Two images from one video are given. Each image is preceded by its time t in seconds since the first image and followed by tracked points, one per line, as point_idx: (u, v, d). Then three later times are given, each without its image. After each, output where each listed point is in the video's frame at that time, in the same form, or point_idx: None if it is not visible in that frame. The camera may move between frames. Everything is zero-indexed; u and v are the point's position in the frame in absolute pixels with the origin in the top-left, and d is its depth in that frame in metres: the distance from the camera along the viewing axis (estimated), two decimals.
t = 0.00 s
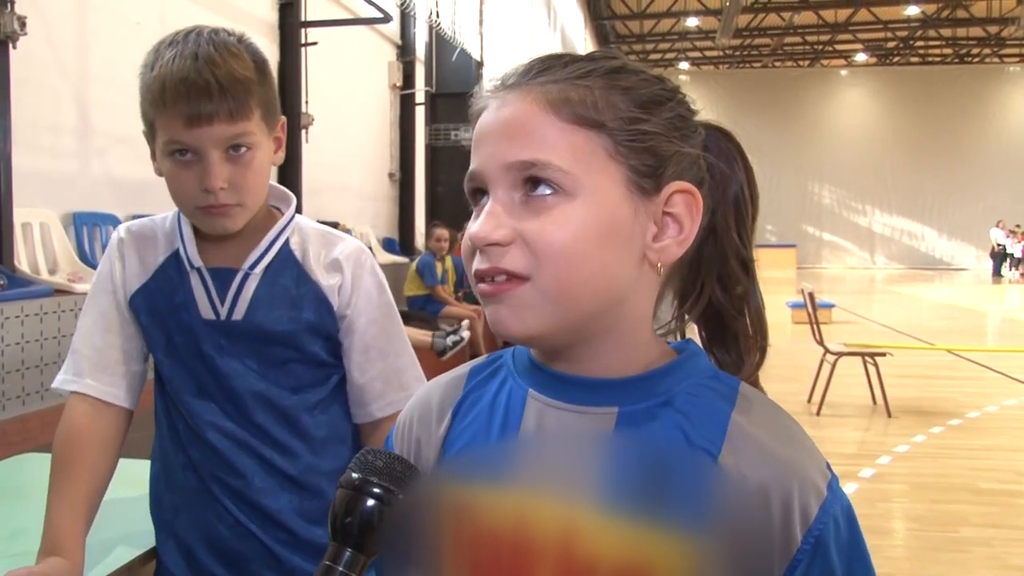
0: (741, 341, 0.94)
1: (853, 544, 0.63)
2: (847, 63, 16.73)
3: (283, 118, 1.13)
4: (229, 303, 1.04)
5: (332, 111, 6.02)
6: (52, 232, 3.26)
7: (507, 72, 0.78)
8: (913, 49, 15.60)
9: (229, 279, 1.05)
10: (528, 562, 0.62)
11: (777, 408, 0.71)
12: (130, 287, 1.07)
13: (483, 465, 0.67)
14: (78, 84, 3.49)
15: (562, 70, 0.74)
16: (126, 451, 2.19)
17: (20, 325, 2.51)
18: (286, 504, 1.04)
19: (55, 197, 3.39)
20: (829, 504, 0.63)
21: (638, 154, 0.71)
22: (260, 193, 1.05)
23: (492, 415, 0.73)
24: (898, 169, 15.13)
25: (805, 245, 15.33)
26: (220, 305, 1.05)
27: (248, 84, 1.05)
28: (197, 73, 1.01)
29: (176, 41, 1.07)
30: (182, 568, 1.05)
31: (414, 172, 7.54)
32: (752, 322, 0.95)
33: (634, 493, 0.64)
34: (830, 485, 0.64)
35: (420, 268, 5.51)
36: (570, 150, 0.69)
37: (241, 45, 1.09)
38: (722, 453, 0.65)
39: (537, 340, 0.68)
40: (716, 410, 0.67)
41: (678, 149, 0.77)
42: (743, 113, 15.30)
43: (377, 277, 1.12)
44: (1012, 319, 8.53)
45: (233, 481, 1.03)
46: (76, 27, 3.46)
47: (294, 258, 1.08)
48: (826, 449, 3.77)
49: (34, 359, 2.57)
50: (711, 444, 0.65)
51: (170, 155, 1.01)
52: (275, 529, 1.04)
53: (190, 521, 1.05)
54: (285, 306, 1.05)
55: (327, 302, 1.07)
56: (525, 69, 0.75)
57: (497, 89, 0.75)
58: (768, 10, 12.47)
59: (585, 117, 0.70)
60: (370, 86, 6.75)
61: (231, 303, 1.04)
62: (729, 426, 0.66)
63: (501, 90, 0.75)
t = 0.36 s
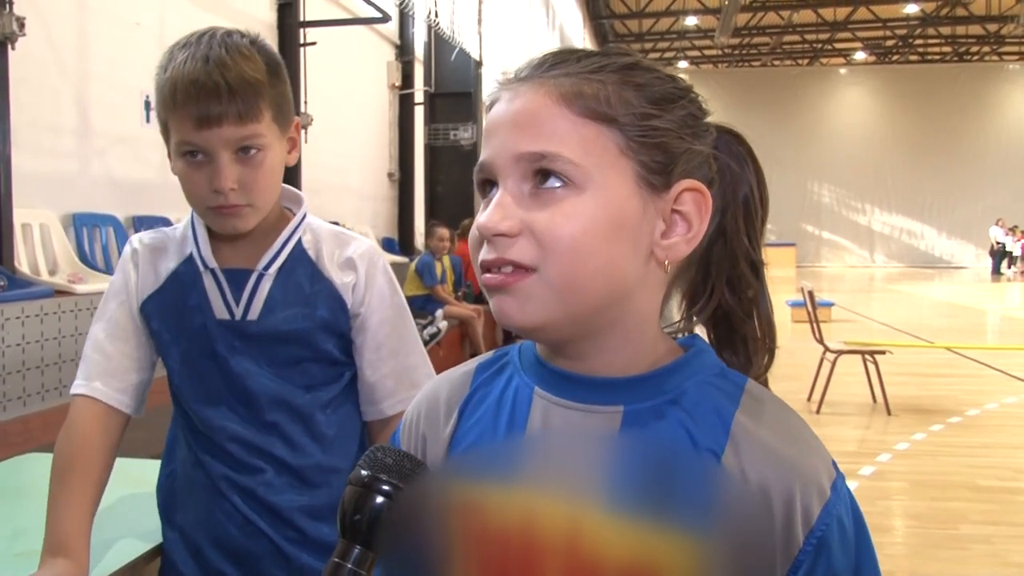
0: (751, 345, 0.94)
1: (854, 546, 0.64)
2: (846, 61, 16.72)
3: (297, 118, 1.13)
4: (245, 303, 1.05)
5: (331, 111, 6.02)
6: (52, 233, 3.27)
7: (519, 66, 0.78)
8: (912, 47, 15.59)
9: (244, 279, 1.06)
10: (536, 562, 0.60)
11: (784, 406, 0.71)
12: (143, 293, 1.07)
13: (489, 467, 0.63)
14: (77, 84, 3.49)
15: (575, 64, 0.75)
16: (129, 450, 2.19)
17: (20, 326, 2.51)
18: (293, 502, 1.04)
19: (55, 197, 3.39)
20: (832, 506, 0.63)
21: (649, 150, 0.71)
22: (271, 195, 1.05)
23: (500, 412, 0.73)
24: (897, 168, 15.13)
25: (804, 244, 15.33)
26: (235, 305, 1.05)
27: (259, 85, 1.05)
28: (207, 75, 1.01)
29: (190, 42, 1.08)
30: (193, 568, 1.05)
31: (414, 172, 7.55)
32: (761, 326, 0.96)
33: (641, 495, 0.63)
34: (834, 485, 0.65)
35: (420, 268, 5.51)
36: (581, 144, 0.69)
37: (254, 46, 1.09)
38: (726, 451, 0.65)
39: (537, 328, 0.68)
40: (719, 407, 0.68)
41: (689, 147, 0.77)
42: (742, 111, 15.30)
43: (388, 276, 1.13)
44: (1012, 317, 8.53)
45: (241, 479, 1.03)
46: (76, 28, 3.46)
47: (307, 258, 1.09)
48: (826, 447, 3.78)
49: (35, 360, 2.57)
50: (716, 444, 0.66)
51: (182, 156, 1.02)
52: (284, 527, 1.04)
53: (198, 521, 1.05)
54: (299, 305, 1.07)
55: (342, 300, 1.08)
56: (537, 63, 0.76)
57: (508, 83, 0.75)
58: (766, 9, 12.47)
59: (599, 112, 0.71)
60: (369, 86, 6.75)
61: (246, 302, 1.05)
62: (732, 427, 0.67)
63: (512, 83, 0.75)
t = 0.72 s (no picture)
0: (759, 347, 0.94)
1: (860, 553, 0.65)
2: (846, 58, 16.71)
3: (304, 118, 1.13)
4: (250, 299, 1.05)
5: (331, 110, 6.02)
6: (51, 233, 3.27)
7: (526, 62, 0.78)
8: (912, 44, 15.58)
9: (250, 275, 1.06)
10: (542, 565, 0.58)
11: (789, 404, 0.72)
12: (149, 292, 1.07)
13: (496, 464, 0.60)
14: (77, 84, 3.49)
15: (583, 59, 0.74)
16: (131, 450, 2.19)
17: (21, 325, 2.51)
18: (296, 499, 1.04)
19: (55, 197, 3.38)
20: (840, 505, 0.64)
21: (655, 146, 0.71)
22: (276, 196, 1.05)
23: (504, 412, 0.73)
24: (896, 165, 15.13)
25: (804, 242, 15.34)
26: (241, 301, 1.05)
27: (262, 87, 1.04)
28: (210, 78, 1.01)
29: (195, 45, 1.08)
30: (196, 566, 1.05)
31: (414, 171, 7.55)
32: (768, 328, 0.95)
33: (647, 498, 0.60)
34: (842, 484, 0.66)
35: (420, 268, 5.52)
36: (587, 137, 0.69)
37: (258, 49, 1.09)
38: (735, 447, 0.65)
39: (543, 333, 0.67)
40: (726, 407, 0.68)
41: (695, 145, 0.77)
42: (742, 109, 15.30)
43: (393, 274, 1.13)
44: (1013, 315, 8.53)
45: (245, 476, 1.03)
46: (75, 27, 3.46)
47: (312, 256, 1.09)
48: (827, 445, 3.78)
49: (35, 359, 2.57)
50: (725, 442, 0.66)
51: (188, 158, 1.02)
52: (287, 525, 1.04)
53: (202, 518, 1.05)
54: (305, 302, 1.07)
55: (347, 298, 1.08)
56: (543, 58, 0.75)
57: (514, 77, 0.75)
58: (766, 7, 12.46)
59: (605, 106, 0.71)
60: (369, 84, 6.75)
61: (252, 298, 1.05)
62: (740, 425, 0.67)
63: (517, 78, 0.75)
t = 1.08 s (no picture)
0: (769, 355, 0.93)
1: (866, 529, 0.64)
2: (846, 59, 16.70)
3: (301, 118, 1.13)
4: (250, 298, 1.05)
5: (331, 110, 6.02)
6: (52, 233, 3.27)
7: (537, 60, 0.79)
8: (912, 46, 15.57)
9: (249, 275, 1.06)
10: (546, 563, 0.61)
11: (790, 385, 0.72)
12: (148, 293, 1.07)
13: (501, 457, 0.63)
14: (78, 84, 3.49)
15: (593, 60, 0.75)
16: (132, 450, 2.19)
17: (22, 325, 2.51)
18: (296, 499, 1.04)
19: (55, 197, 3.38)
20: (844, 481, 0.64)
21: (661, 147, 0.72)
22: (274, 196, 1.06)
23: (504, 404, 0.72)
24: (896, 167, 15.13)
25: (804, 242, 15.34)
26: (240, 301, 1.06)
27: (258, 89, 1.04)
28: (206, 79, 1.01)
29: (192, 46, 1.08)
30: (196, 567, 1.05)
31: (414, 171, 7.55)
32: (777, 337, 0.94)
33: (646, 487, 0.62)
34: (846, 461, 0.65)
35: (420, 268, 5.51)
36: (595, 138, 0.69)
37: (254, 50, 1.09)
38: (734, 430, 0.66)
39: (545, 330, 0.67)
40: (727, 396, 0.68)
41: (702, 149, 0.77)
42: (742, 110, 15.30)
43: (394, 276, 1.13)
44: (1013, 316, 8.53)
45: (245, 477, 1.03)
46: (76, 28, 3.46)
47: (312, 255, 1.09)
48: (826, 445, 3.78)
49: (36, 359, 2.57)
50: (725, 428, 0.66)
51: (186, 160, 1.02)
52: (287, 526, 1.04)
53: (201, 519, 1.05)
54: (305, 302, 1.07)
55: (346, 297, 1.08)
56: (555, 57, 0.76)
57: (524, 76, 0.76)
58: (766, 9, 12.46)
59: (614, 106, 0.71)
60: (369, 84, 6.75)
61: (251, 298, 1.05)
62: (739, 411, 0.67)
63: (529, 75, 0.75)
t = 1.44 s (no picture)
0: (751, 338, 0.94)
1: (865, 530, 0.64)
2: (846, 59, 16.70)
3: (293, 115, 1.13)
4: (245, 299, 1.05)
5: (331, 110, 6.02)
6: (52, 232, 3.27)
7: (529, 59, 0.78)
8: (912, 46, 15.57)
9: (245, 275, 1.06)
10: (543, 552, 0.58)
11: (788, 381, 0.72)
12: (144, 292, 1.08)
13: (497, 453, 0.61)
14: (78, 84, 3.49)
15: (588, 62, 0.74)
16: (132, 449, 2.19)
17: (23, 325, 2.51)
18: (294, 498, 1.04)
19: (55, 197, 3.38)
20: (842, 480, 0.64)
21: (662, 151, 0.71)
22: (267, 196, 1.06)
23: (500, 403, 0.73)
24: (896, 167, 15.13)
25: (804, 242, 15.34)
26: (235, 301, 1.06)
27: (246, 89, 1.04)
28: (194, 81, 1.01)
29: (181, 47, 1.08)
30: (195, 566, 1.05)
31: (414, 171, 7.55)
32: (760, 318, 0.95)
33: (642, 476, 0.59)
34: (844, 460, 0.66)
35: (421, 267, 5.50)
36: (593, 142, 0.69)
37: (243, 49, 1.09)
38: (732, 433, 0.66)
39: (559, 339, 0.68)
40: (726, 395, 0.68)
41: (700, 147, 0.76)
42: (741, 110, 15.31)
43: (389, 273, 1.13)
44: (1012, 316, 8.54)
45: (242, 477, 1.04)
46: (76, 28, 3.46)
47: (308, 255, 1.10)
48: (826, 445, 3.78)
49: (36, 358, 2.58)
50: (722, 428, 0.66)
51: (177, 162, 1.02)
52: (286, 525, 1.04)
53: (200, 518, 1.05)
54: (299, 302, 1.07)
55: (341, 297, 1.08)
56: (549, 60, 0.75)
57: (518, 80, 0.75)
58: (766, 9, 12.46)
59: (611, 111, 0.70)
60: (369, 84, 6.76)
61: (247, 298, 1.06)
62: (738, 409, 0.67)
63: (524, 79, 0.74)
